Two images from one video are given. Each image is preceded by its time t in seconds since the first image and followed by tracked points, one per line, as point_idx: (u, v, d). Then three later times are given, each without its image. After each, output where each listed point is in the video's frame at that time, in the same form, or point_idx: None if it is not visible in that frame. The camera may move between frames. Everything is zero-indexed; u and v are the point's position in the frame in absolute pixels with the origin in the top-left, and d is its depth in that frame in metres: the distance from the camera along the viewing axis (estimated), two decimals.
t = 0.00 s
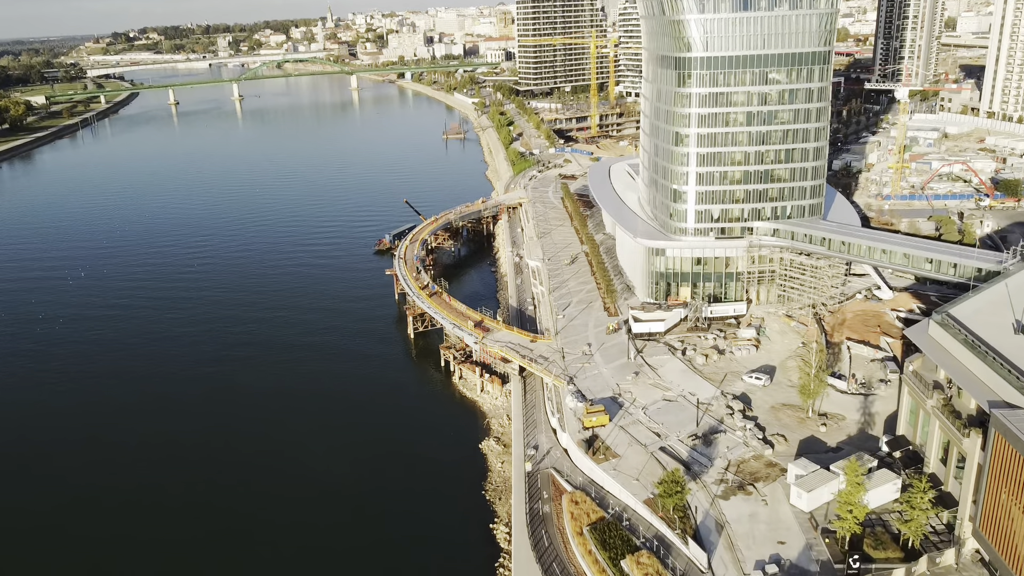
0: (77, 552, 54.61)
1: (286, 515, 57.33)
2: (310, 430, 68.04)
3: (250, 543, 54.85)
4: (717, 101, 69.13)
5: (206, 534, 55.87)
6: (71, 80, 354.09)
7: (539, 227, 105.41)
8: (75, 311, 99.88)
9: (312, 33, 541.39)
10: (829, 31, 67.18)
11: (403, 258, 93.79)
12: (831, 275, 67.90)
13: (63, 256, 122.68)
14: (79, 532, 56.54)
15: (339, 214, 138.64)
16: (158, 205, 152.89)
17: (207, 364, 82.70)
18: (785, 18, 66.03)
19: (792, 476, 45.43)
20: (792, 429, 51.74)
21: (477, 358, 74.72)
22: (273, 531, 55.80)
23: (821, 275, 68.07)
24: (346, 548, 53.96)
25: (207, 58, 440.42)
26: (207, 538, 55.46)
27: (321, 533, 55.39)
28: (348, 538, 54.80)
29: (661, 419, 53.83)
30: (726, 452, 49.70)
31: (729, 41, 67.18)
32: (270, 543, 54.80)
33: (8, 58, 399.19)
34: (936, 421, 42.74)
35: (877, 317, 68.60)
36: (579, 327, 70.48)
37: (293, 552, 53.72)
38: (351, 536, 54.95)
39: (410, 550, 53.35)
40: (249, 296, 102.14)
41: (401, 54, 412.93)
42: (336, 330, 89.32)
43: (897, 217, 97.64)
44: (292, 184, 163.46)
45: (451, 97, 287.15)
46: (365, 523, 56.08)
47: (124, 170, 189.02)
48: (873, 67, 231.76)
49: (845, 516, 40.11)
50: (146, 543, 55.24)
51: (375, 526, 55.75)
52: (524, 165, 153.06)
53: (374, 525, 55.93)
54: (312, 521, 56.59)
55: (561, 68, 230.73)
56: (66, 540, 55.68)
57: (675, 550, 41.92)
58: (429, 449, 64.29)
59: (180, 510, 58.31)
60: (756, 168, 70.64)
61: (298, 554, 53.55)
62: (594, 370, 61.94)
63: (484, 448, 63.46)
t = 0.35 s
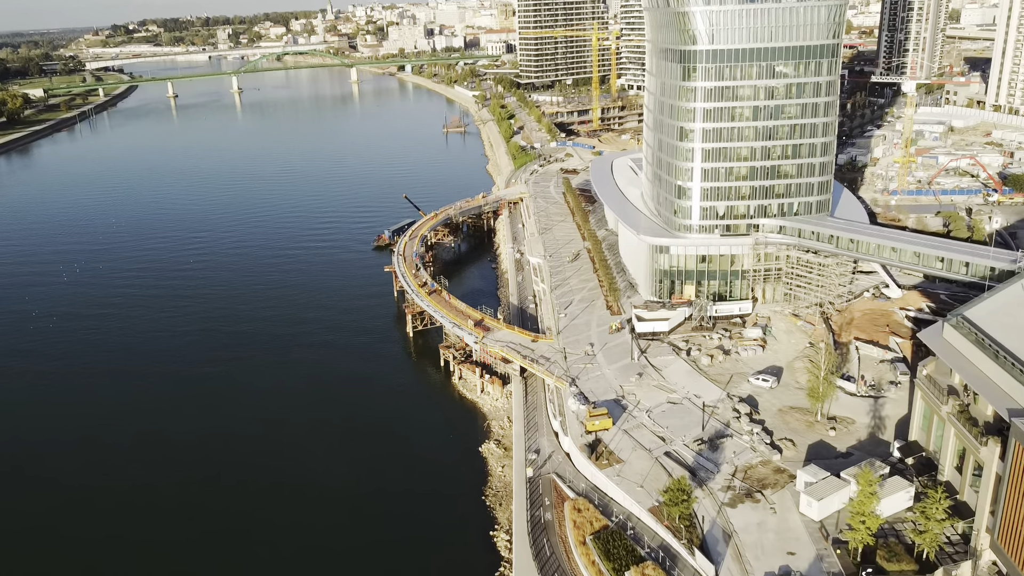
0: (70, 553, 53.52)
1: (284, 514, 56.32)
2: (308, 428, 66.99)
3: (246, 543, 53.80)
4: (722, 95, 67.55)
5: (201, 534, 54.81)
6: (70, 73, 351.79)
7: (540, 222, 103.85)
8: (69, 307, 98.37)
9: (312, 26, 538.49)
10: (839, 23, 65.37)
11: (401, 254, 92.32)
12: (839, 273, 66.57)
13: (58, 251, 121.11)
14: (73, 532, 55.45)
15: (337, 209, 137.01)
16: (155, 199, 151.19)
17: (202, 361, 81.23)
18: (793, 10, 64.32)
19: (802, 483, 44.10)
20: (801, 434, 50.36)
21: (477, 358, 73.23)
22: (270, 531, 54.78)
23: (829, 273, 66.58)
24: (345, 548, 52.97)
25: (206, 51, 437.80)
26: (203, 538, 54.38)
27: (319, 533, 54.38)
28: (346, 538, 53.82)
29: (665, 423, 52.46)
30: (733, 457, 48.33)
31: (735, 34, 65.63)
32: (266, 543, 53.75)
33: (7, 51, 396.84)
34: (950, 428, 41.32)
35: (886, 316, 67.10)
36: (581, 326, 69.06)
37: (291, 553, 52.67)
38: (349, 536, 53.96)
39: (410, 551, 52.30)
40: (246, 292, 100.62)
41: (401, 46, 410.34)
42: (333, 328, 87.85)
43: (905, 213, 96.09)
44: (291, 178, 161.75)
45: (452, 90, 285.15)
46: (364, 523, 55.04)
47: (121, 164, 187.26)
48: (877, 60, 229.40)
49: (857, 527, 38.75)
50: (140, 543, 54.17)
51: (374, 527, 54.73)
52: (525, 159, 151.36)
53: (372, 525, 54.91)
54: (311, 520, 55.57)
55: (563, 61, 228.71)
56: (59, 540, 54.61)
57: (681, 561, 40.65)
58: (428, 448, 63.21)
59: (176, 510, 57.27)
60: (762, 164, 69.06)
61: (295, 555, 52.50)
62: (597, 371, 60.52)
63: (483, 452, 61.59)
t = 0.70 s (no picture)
0: (65, 558, 52.63)
1: (284, 517, 55.51)
2: (307, 426, 66.04)
3: (245, 548, 52.98)
4: (728, 89, 65.96)
5: (199, 538, 53.99)
6: (68, 66, 349.36)
7: (541, 218, 102.40)
8: (63, 302, 96.97)
9: (312, 18, 535.40)
10: (848, 16, 64.01)
11: (400, 251, 90.95)
12: (846, 270, 65.12)
13: (54, 245, 119.66)
14: (69, 536, 54.53)
15: (336, 203, 135.47)
16: (152, 192, 149.67)
17: (197, 357, 79.86)
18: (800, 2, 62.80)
19: (811, 490, 42.81)
20: (809, 438, 49.08)
21: (477, 358, 71.79)
22: (269, 535, 53.97)
23: (836, 271, 65.15)
24: (346, 551, 52.26)
25: (206, 43, 435.11)
26: (201, 542, 53.59)
27: (320, 536, 53.61)
28: (346, 541, 53.11)
29: (670, 426, 51.22)
30: (739, 463, 47.07)
31: (742, 26, 64.06)
32: (266, 546, 53.00)
33: (5, 43, 394.38)
34: (966, 435, 39.98)
35: (894, 315, 65.71)
36: (583, 325, 67.76)
37: (291, 557, 51.90)
38: (350, 539, 53.21)
39: (413, 555, 51.53)
40: (243, 287, 99.15)
41: (401, 38, 407.61)
42: (331, 324, 86.41)
43: (912, 208, 94.56)
44: (290, 171, 160.14)
45: (452, 83, 282.91)
46: (365, 526, 54.22)
47: (119, 158, 185.64)
48: (881, 52, 227.16)
49: (870, 538, 37.44)
50: (138, 548, 53.32)
51: (375, 530, 53.93)
52: (526, 153, 149.66)
53: (374, 528, 54.10)
54: (311, 523, 54.76)
55: (564, 53, 226.56)
56: (57, 539, 54.25)
57: (687, 572, 39.46)
58: (429, 448, 62.27)
59: (174, 512, 56.42)
60: (768, 160, 67.57)
61: (296, 560, 51.70)
62: (600, 372, 59.16)
63: (483, 455, 60.38)
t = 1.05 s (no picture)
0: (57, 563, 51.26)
1: (282, 517, 54.36)
2: (304, 425, 64.87)
3: (243, 549, 51.82)
4: (733, 84, 64.45)
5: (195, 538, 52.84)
6: (66, 60, 346.90)
7: (542, 215, 100.95)
8: (57, 299, 95.46)
9: (312, 12, 532.47)
10: (856, 9, 62.55)
11: (398, 249, 89.58)
12: (854, 270, 63.70)
13: (48, 242, 118.13)
14: (60, 539, 53.19)
15: (334, 198, 133.94)
16: (149, 188, 148.02)
17: (192, 354, 78.39)
18: None
19: (820, 500, 41.53)
20: (817, 444, 47.80)
21: (476, 360, 70.27)
22: (266, 536, 52.83)
23: (842, 271, 63.79)
24: (345, 552, 51.12)
25: (205, 37, 432.20)
26: (197, 542, 52.53)
27: (318, 537, 52.49)
28: (347, 542, 52.01)
29: (674, 432, 49.92)
30: (746, 470, 45.80)
31: (748, 20, 62.49)
32: (264, 548, 51.82)
33: (2, 36, 391.69)
34: (982, 444, 38.65)
35: (902, 316, 64.38)
36: (585, 326, 66.44)
37: (288, 559, 50.73)
38: (350, 540, 52.12)
39: (413, 558, 50.43)
40: (240, 283, 97.64)
41: (401, 32, 405.12)
42: (328, 321, 84.97)
43: (918, 205, 93.09)
44: (287, 167, 158.54)
45: (452, 77, 280.92)
46: (364, 527, 53.10)
47: (115, 153, 183.92)
48: (884, 46, 225.23)
49: (883, 553, 36.16)
50: (132, 550, 52.01)
51: (374, 531, 52.79)
52: (526, 149, 148.04)
53: (373, 529, 53.00)
54: (310, 524, 53.59)
55: (564, 47, 224.40)
56: (52, 533, 53.69)
57: None
58: (428, 449, 61.13)
59: (169, 512, 55.24)
60: (774, 157, 66.13)
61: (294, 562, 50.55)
62: (602, 375, 57.80)
63: (482, 459, 58.95)
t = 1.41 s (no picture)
0: (53, 558, 50.90)
1: (280, 515, 53.87)
2: (304, 423, 64.30)
3: (239, 545, 51.46)
4: (739, 85, 63.18)
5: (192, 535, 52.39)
6: (65, 59, 345.20)
7: (543, 217, 99.63)
8: (52, 300, 94.04)
9: (312, 11, 530.85)
10: (865, 9, 61.33)
11: (398, 252, 88.29)
12: (862, 276, 62.34)
13: (44, 242, 116.70)
14: (57, 534, 52.87)
15: (334, 199, 132.54)
16: (146, 188, 146.57)
17: (188, 357, 76.91)
18: None
19: (831, 516, 40.26)
20: (827, 457, 46.50)
21: (476, 368, 68.76)
22: (264, 533, 52.35)
23: (850, 276, 62.48)
24: (344, 551, 50.61)
25: (205, 37, 430.54)
26: (194, 539, 52.08)
27: (316, 535, 52.04)
28: (346, 541, 51.50)
29: (680, 444, 48.65)
30: (754, 484, 44.53)
31: (754, 20, 61.16)
32: (261, 546, 51.35)
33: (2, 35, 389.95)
34: (999, 460, 37.44)
35: (912, 322, 63.06)
36: (587, 332, 65.18)
37: (286, 558, 50.22)
38: (349, 539, 51.61)
39: (412, 558, 49.88)
40: (237, 284, 96.14)
41: (402, 32, 403.83)
42: (326, 323, 83.52)
43: (925, 207, 91.79)
44: (287, 167, 157.15)
45: (452, 77, 279.51)
46: (363, 527, 52.55)
47: (114, 153, 182.51)
48: (887, 45, 223.81)
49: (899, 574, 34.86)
50: (128, 546, 51.63)
51: (374, 530, 52.28)
52: (527, 149, 146.70)
53: (373, 528, 52.47)
54: (309, 522, 53.09)
55: (566, 46, 222.99)
56: (50, 526, 53.55)
57: None
58: (429, 448, 60.52)
59: (167, 509, 54.84)
60: (780, 160, 64.84)
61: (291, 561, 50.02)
62: (605, 384, 56.47)
63: (483, 469, 57.23)
